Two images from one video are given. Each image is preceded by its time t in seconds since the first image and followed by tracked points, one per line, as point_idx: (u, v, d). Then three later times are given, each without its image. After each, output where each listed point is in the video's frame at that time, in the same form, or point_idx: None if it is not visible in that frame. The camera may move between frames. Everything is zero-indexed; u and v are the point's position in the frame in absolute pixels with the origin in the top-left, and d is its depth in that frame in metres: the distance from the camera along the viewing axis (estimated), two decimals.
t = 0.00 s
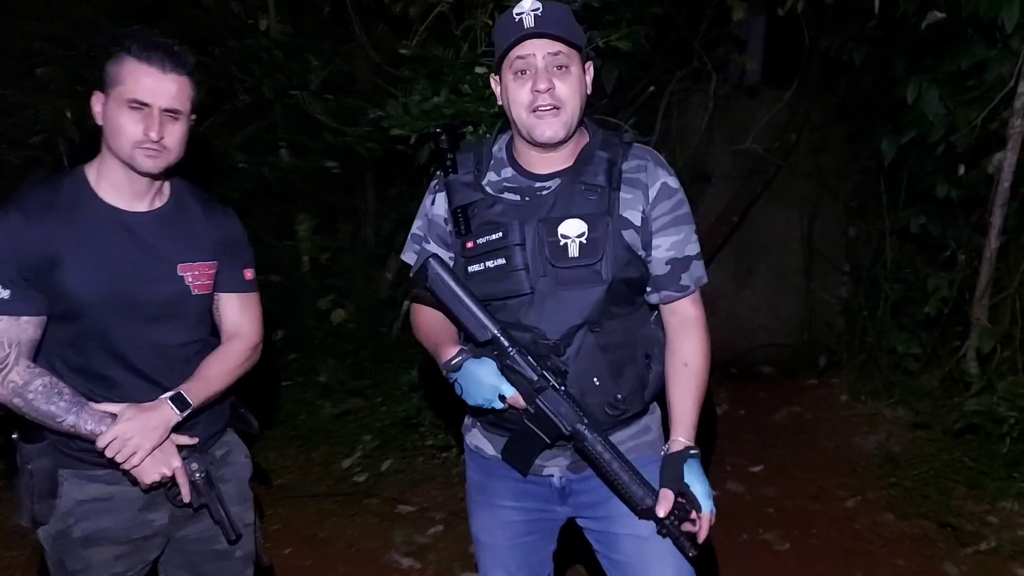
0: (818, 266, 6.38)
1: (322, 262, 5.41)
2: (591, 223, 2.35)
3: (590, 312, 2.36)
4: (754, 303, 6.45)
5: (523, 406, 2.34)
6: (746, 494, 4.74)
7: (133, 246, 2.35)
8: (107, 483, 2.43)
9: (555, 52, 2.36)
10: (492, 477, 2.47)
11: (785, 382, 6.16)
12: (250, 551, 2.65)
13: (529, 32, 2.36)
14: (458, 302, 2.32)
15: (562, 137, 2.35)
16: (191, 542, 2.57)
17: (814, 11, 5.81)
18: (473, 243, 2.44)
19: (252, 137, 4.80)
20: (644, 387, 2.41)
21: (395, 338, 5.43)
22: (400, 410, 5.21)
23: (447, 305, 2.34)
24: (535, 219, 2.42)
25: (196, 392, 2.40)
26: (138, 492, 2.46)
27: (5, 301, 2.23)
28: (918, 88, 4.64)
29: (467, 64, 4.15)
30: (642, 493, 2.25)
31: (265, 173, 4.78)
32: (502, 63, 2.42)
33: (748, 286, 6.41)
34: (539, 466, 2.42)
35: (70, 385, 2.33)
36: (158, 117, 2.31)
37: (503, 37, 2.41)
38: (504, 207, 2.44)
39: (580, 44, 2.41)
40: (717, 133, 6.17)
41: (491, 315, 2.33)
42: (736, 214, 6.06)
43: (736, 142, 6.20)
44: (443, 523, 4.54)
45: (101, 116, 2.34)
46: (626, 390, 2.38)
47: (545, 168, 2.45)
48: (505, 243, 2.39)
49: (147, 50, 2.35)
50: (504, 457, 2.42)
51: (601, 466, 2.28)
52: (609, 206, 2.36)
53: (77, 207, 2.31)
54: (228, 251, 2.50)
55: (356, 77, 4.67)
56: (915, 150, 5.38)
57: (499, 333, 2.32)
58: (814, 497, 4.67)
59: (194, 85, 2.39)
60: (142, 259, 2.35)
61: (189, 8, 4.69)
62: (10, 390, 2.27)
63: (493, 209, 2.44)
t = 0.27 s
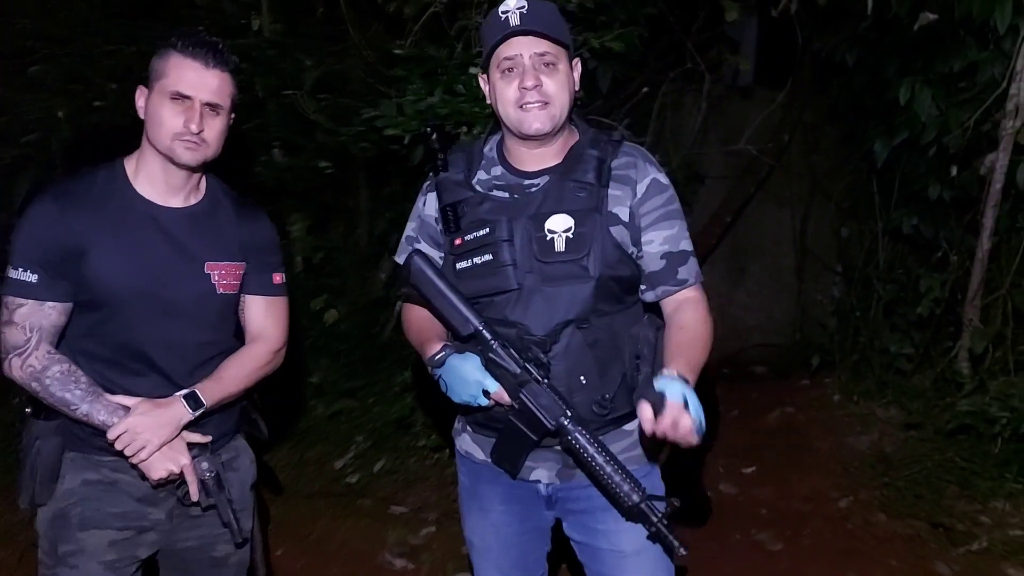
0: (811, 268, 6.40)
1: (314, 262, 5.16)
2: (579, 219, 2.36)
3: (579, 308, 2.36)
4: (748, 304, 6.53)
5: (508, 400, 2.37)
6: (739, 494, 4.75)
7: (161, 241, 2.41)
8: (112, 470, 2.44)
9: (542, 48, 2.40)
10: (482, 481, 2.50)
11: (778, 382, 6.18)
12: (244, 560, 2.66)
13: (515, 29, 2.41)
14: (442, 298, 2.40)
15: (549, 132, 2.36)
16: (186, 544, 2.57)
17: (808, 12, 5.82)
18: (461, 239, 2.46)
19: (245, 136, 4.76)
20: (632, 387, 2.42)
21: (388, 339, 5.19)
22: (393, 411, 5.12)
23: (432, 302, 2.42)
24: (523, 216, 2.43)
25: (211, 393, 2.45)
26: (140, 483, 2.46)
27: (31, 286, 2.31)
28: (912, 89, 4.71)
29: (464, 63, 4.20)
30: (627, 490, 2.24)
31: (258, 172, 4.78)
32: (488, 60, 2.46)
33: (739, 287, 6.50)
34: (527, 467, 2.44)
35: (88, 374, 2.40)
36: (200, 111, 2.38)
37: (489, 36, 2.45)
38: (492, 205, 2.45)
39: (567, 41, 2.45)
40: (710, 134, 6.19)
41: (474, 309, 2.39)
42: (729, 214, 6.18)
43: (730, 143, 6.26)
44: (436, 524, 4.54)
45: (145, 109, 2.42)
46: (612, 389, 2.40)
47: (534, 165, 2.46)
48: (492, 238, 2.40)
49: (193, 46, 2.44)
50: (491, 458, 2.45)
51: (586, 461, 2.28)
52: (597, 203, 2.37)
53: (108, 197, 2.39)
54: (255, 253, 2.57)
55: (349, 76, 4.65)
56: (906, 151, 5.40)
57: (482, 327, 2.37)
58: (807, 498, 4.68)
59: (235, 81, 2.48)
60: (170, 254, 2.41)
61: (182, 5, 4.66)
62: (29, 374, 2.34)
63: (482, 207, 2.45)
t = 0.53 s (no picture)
0: (805, 269, 6.41)
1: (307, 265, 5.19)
2: (566, 217, 2.34)
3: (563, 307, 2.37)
4: (741, 306, 6.53)
5: (490, 397, 2.35)
6: (733, 495, 4.75)
7: (170, 243, 2.40)
8: (116, 484, 2.42)
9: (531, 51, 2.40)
10: (469, 486, 2.50)
11: (772, 383, 6.18)
12: (244, 565, 2.65)
13: (503, 33, 2.40)
14: (428, 294, 2.38)
15: (542, 136, 2.38)
16: (189, 551, 2.56)
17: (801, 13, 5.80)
18: (451, 238, 2.46)
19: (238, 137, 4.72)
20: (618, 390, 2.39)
21: (381, 341, 5.25)
22: (386, 413, 5.11)
23: (419, 297, 2.40)
24: (511, 215, 2.41)
25: (221, 392, 2.45)
26: (145, 497, 2.44)
27: (36, 291, 2.27)
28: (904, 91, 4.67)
29: (456, 65, 4.17)
30: (606, 491, 2.23)
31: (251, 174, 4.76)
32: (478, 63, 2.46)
33: (733, 288, 6.49)
34: (511, 469, 2.42)
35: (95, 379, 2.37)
36: (206, 115, 2.39)
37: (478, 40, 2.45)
38: (481, 204, 2.44)
39: (557, 44, 2.45)
40: (704, 135, 6.19)
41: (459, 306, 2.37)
42: (722, 215, 6.24)
43: (723, 144, 6.23)
44: (430, 527, 4.53)
45: (149, 113, 2.42)
46: (597, 390, 2.36)
47: (526, 165, 2.46)
48: (481, 236, 2.39)
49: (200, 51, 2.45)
50: (476, 460, 2.44)
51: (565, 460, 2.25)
52: (585, 200, 2.35)
53: (115, 200, 2.36)
54: (258, 258, 2.58)
55: (342, 77, 4.66)
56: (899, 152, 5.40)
57: (465, 323, 2.35)
58: (802, 499, 4.68)
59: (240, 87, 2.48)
60: (179, 257, 2.40)
61: (174, 7, 4.63)
62: (34, 380, 2.31)
63: (472, 206, 2.45)
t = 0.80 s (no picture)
0: (801, 270, 6.40)
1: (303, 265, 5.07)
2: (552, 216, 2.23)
3: (548, 306, 2.33)
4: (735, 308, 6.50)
5: (474, 395, 2.32)
6: (728, 498, 4.73)
7: (146, 245, 2.36)
8: (102, 498, 2.38)
9: (518, 61, 2.38)
10: (456, 485, 2.48)
11: (768, 386, 6.17)
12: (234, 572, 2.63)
13: (489, 43, 2.38)
14: (414, 293, 2.37)
15: (531, 143, 2.37)
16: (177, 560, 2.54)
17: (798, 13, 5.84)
18: (439, 237, 2.43)
19: (233, 137, 4.67)
20: (603, 391, 2.36)
21: (375, 341, 5.18)
22: (379, 416, 5.17)
23: (403, 295, 2.39)
24: (496, 214, 2.39)
25: (208, 383, 2.41)
26: (133, 509, 2.41)
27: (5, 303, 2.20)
28: (901, 91, 4.68)
29: (451, 65, 4.13)
30: (588, 488, 2.18)
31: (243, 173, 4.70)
32: (464, 78, 2.45)
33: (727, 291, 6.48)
34: (497, 467, 2.39)
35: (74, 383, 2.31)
36: (171, 112, 2.32)
37: (463, 51, 2.44)
38: (468, 204, 2.43)
39: (544, 51, 2.42)
40: (701, 136, 6.17)
41: (445, 304, 2.35)
42: (718, 216, 6.18)
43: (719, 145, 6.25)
44: (423, 529, 4.51)
45: (111, 112, 2.35)
46: (581, 389, 2.33)
47: (514, 166, 2.44)
48: (467, 235, 2.37)
49: (161, 44, 2.37)
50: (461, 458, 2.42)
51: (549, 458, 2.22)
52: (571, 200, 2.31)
53: (87, 205, 2.31)
54: (231, 257, 2.55)
55: (336, 77, 4.59)
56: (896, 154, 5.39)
57: (451, 321, 2.33)
58: (797, 502, 4.65)
59: (205, 81, 2.42)
60: (154, 259, 2.36)
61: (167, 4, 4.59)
62: (11, 392, 2.25)
63: (459, 206, 2.43)
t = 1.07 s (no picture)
0: (796, 273, 6.43)
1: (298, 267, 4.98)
2: (540, 219, 2.31)
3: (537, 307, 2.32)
4: (731, 311, 6.54)
5: (467, 397, 2.31)
6: (724, 501, 4.73)
7: (100, 256, 2.28)
8: (67, 515, 2.35)
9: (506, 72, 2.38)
10: (449, 485, 2.48)
11: (763, 389, 6.18)
12: None
13: (477, 56, 2.39)
14: (404, 296, 2.36)
15: (521, 154, 2.39)
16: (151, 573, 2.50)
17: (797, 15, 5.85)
18: (429, 241, 2.43)
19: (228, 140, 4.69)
20: (594, 392, 2.37)
21: (371, 344, 5.15)
22: (375, 418, 5.24)
23: (395, 299, 2.39)
24: (485, 217, 2.39)
25: (168, 394, 2.36)
26: (100, 524, 2.38)
27: None
28: (897, 95, 4.68)
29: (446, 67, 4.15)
30: (580, 488, 2.19)
31: (239, 175, 4.67)
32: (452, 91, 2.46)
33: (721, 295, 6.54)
34: (491, 468, 2.39)
35: (25, 402, 2.25)
36: (119, 115, 2.24)
37: (452, 64, 2.45)
38: (457, 207, 2.43)
39: (530, 61, 2.40)
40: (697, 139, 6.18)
41: (436, 307, 2.34)
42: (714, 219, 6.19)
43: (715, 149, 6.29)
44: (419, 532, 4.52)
45: (55, 115, 2.26)
46: (571, 390, 2.34)
47: (502, 170, 2.45)
48: (456, 238, 2.37)
49: (106, 41, 2.28)
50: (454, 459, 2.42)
51: (541, 459, 2.22)
52: (560, 203, 2.33)
53: (35, 216, 2.23)
54: (190, 262, 2.47)
55: (332, 78, 4.55)
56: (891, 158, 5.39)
57: (442, 323, 2.32)
58: (792, 505, 4.66)
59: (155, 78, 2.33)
60: (108, 270, 2.28)
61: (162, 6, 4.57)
62: None
63: (449, 209, 2.43)
